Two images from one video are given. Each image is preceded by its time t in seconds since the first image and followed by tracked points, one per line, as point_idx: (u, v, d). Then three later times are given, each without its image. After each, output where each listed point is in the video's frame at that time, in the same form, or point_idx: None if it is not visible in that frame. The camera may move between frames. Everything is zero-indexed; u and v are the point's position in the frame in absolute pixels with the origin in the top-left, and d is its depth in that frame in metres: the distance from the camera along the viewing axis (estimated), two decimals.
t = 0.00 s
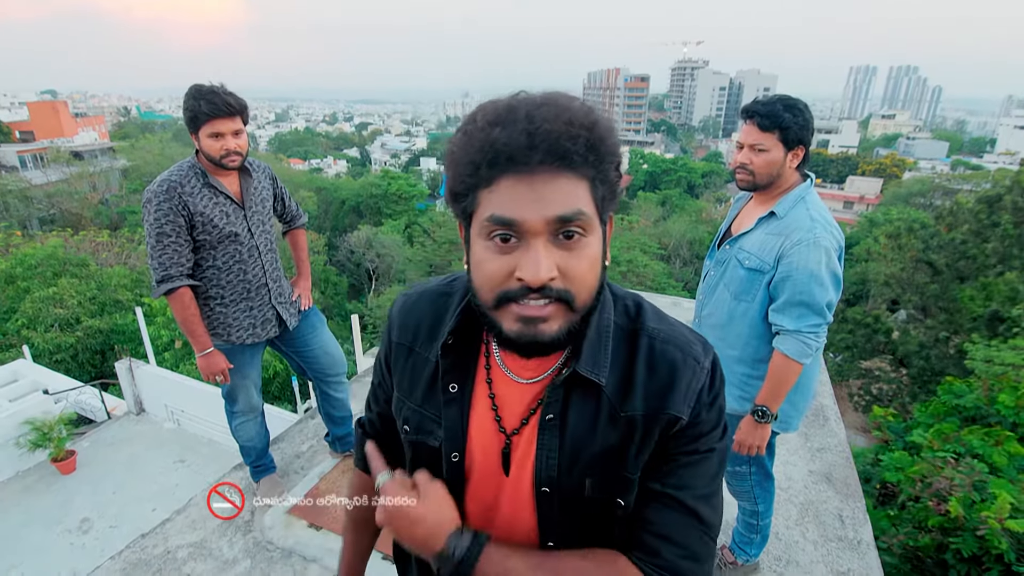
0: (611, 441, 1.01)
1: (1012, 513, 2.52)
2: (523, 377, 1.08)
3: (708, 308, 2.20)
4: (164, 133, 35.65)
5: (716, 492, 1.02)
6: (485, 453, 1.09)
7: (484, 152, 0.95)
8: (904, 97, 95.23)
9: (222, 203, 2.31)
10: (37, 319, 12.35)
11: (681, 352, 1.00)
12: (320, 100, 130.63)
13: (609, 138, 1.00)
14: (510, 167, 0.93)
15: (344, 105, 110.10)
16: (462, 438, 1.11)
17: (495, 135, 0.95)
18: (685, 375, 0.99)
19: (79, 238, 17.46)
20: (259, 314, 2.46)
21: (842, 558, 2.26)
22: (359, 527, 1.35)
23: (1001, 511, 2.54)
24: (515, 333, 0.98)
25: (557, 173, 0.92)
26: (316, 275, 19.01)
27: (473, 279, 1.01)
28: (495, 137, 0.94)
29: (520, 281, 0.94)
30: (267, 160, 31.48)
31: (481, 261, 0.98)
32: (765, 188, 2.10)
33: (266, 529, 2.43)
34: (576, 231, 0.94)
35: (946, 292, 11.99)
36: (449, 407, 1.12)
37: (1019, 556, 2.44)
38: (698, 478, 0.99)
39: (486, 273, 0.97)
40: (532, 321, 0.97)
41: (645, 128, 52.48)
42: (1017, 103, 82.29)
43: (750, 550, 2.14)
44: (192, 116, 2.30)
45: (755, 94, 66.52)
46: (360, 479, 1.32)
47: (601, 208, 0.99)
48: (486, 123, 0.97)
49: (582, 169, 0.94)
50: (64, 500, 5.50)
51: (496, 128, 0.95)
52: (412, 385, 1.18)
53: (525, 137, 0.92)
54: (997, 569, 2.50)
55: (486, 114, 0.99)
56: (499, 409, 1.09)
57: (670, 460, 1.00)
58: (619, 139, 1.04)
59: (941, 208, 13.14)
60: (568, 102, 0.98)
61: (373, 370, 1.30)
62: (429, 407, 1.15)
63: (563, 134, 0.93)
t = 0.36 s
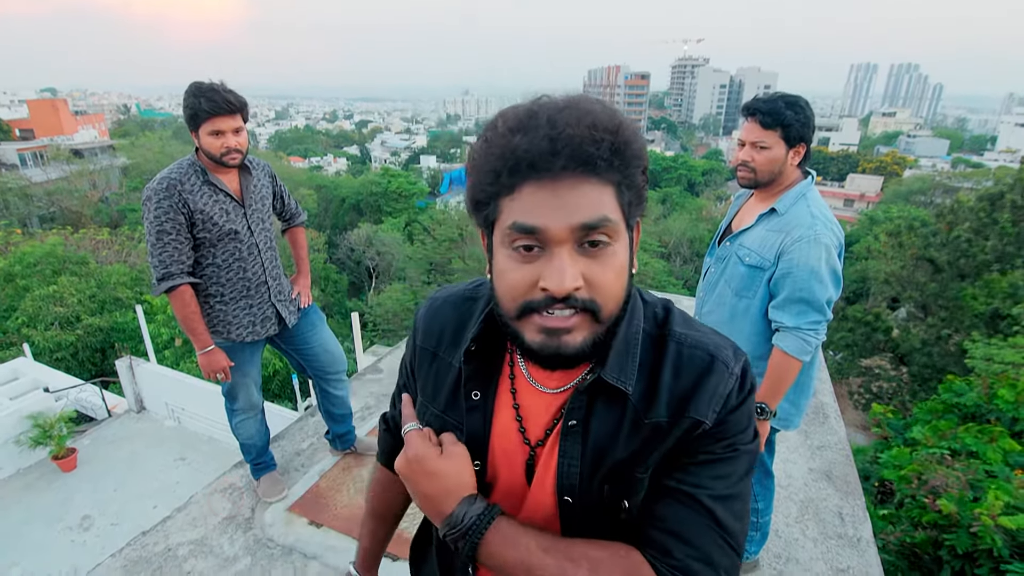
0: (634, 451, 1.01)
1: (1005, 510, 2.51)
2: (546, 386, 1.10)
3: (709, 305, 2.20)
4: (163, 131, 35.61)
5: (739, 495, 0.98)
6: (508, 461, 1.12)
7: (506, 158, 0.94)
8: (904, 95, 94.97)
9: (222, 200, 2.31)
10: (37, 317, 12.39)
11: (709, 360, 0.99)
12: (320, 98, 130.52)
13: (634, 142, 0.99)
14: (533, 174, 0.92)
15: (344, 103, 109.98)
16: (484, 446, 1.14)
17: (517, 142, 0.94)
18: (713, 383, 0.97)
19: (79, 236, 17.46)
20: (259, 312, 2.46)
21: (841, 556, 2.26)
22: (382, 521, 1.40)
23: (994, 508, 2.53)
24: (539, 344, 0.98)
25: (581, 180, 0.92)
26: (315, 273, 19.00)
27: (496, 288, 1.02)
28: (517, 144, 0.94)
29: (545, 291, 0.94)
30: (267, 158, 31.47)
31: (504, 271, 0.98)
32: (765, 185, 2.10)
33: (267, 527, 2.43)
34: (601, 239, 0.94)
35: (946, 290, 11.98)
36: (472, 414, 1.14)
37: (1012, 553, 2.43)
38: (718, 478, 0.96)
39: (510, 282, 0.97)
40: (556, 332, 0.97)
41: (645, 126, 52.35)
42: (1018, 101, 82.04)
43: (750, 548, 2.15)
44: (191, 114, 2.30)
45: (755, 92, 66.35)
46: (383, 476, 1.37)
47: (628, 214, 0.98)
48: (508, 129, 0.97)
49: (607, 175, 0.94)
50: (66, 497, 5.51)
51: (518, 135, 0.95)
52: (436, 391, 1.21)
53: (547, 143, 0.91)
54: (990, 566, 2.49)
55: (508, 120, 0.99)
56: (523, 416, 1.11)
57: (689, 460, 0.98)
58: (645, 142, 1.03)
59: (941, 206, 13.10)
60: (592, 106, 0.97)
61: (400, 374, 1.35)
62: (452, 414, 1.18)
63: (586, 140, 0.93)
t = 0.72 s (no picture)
0: (639, 463, 1.01)
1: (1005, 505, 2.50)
2: (552, 395, 1.10)
3: (709, 303, 2.20)
4: (163, 128, 35.58)
5: (749, 510, 0.97)
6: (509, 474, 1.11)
7: (509, 152, 0.94)
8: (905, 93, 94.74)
9: (221, 198, 2.31)
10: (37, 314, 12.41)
11: (717, 371, 0.99)
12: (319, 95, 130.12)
13: (640, 136, 0.99)
14: (537, 169, 0.92)
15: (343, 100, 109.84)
16: (486, 459, 1.13)
17: (520, 137, 0.94)
18: (722, 394, 0.97)
19: (79, 233, 17.45)
20: (259, 310, 2.46)
21: (840, 553, 2.26)
22: (382, 525, 1.40)
23: (994, 502, 2.52)
24: (545, 348, 0.97)
25: (588, 176, 0.92)
26: (314, 270, 18.98)
27: (503, 290, 1.01)
28: (521, 137, 0.94)
29: (552, 292, 0.93)
30: (267, 155, 31.45)
31: (511, 272, 0.98)
32: (766, 182, 2.10)
33: (267, 524, 2.44)
34: (610, 235, 0.94)
35: (946, 288, 11.94)
36: (473, 422, 1.14)
37: (1013, 548, 2.42)
38: (725, 493, 0.96)
39: (517, 281, 0.97)
40: (565, 335, 0.96)
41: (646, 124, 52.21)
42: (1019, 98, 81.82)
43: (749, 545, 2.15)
44: (191, 111, 2.29)
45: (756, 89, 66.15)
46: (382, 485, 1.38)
47: (636, 210, 0.98)
48: (510, 124, 0.98)
49: (615, 169, 0.93)
50: (66, 494, 5.50)
51: (521, 129, 0.95)
52: (438, 396, 1.22)
53: (552, 136, 0.91)
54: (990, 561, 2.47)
55: (510, 115, 0.99)
56: (527, 426, 1.11)
57: (696, 473, 0.98)
58: (653, 136, 1.03)
59: (941, 203, 13.07)
60: (597, 101, 0.98)
61: (400, 379, 1.35)
62: (452, 424, 1.19)
63: (593, 132, 0.93)
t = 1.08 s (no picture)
0: (625, 458, 1.02)
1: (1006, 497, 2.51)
2: (530, 395, 1.07)
3: (710, 300, 2.21)
4: (163, 124, 35.47)
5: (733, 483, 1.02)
6: (492, 482, 1.08)
7: (480, 145, 0.93)
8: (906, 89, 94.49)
9: (221, 194, 2.30)
10: (38, 311, 12.44)
11: (691, 356, 1.01)
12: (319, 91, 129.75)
13: (615, 127, 0.99)
14: (510, 163, 0.91)
15: (343, 96, 109.64)
16: (466, 471, 1.09)
17: (492, 129, 0.93)
18: (699, 376, 1.00)
19: (79, 230, 17.44)
20: (259, 306, 2.46)
21: (839, 548, 2.27)
22: (343, 563, 1.32)
23: (993, 493, 2.53)
24: (522, 348, 0.98)
25: (562, 170, 0.91)
26: (314, 266, 18.96)
27: (474, 288, 1.00)
28: (491, 130, 0.93)
29: (524, 290, 0.93)
30: (267, 151, 31.37)
31: (482, 271, 0.97)
32: (768, 178, 2.09)
33: (268, 519, 2.44)
34: (583, 232, 0.93)
35: (946, 284, 11.93)
36: (449, 434, 1.10)
37: (1012, 538, 2.43)
38: (710, 471, 0.99)
39: (489, 280, 0.96)
40: (540, 335, 0.96)
41: (646, 120, 52.03)
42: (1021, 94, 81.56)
43: (749, 540, 2.16)
44: (190, 106, 2.29)
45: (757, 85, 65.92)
46: (342, 512, 1.29)
47: (610, 204, 0.98)
48: (481, 114, 0.96)
49: (589, 163, 0.93)
50: (68, 490, 5.52)
51: (492, 120, 0.93)
52: (407, 409, 1.15)
53: (525, 128, 0.90)
54: (988, 551, 2.49)
55: (480, 105, 0.98)
56: (506, 428, 1.08)
57: (682, 456, 1.00)
58: (628, 129, 1.02)
59: (941, 199, 13.06)
60: (571, 93, 0.97)
61: (354, 394, 1.25)
62: (426, 437, 1.13)
63: (568, 126, 0.92)
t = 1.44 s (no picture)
0: (595, 454, 1.07)
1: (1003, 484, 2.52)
2: (496, 403, 1.09)
3: (710, 296, 2.21)
4: (163, 121, 35.40)
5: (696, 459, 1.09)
6: (464, 496, 1.08)
7: (433, 141, 0.92)
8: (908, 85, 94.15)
9: (221, 190, 2.30)
10: (39, 308, 12.46)
11: (646, 346, 1.07)
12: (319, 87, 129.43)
13: (568, 123, 0.99)
14: (463, 161, 0.90)
15: (343, 92, 109.42)
16: (435, 489, 1.09)
17: (444, 125, 0.92)
18: (656, 363, 1.05)
19: (79, 227, 17.44)
20: (259, 303, 2.46)
21: (839, 544, 2.27)
22: None
23: (991, 480, 2.53)
24: (481, 356, 0.96)
25: (516, 168, 0.90)
26: (315, 263, 18.95)
27: (427, 293, 0.98)
28: (444, 125, 0.91)
29: (481, 292, 0.92)
30: (267, 148, 31.32)
31: (438, 277, 0.95)
32: (770, 174, 2.08)
33: (269, 515, 2.45)
34: (540, 231, 0.93)
35: (948, 281, 11.89)
36: (414, 452, 1.08)
37: (1010, 523, 2.44)
38: (675, 451, 1.06)
39: (443, 284, 0.94)
40: (498, 340, 0.95)
41: (647, 116, 51.89)
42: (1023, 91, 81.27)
43: (749, 536, 2.15)
44: (190, 102, 2.28)
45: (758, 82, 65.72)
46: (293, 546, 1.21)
47: (566, 203, 0.98)
48: (432, 110, 0.95)
49: (544, 159, 0.93)
50: (70, 486, 5.53)
51: (445, 116, 0.92)
52: (363, 431, 1.12)
53: (478, 123, 0.89)
54: (988, 537, 2.47)
55: (431, 101, 0.97)
56: (473, 437, 1.09)
57: (650, 442, 1.06)
58: (580, 126, 1.03)
59: (941, 196, 13.04)
60: (526, 89, 0.97)
61: (293, 422, 1.17)
62: (389, 457, 1.11)
63: (523, 121, 0.92)
